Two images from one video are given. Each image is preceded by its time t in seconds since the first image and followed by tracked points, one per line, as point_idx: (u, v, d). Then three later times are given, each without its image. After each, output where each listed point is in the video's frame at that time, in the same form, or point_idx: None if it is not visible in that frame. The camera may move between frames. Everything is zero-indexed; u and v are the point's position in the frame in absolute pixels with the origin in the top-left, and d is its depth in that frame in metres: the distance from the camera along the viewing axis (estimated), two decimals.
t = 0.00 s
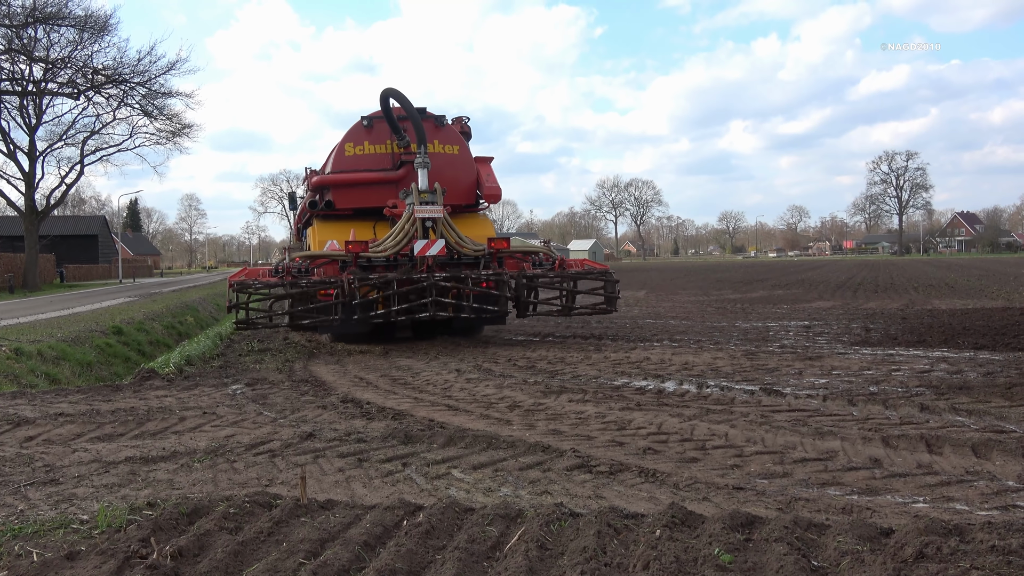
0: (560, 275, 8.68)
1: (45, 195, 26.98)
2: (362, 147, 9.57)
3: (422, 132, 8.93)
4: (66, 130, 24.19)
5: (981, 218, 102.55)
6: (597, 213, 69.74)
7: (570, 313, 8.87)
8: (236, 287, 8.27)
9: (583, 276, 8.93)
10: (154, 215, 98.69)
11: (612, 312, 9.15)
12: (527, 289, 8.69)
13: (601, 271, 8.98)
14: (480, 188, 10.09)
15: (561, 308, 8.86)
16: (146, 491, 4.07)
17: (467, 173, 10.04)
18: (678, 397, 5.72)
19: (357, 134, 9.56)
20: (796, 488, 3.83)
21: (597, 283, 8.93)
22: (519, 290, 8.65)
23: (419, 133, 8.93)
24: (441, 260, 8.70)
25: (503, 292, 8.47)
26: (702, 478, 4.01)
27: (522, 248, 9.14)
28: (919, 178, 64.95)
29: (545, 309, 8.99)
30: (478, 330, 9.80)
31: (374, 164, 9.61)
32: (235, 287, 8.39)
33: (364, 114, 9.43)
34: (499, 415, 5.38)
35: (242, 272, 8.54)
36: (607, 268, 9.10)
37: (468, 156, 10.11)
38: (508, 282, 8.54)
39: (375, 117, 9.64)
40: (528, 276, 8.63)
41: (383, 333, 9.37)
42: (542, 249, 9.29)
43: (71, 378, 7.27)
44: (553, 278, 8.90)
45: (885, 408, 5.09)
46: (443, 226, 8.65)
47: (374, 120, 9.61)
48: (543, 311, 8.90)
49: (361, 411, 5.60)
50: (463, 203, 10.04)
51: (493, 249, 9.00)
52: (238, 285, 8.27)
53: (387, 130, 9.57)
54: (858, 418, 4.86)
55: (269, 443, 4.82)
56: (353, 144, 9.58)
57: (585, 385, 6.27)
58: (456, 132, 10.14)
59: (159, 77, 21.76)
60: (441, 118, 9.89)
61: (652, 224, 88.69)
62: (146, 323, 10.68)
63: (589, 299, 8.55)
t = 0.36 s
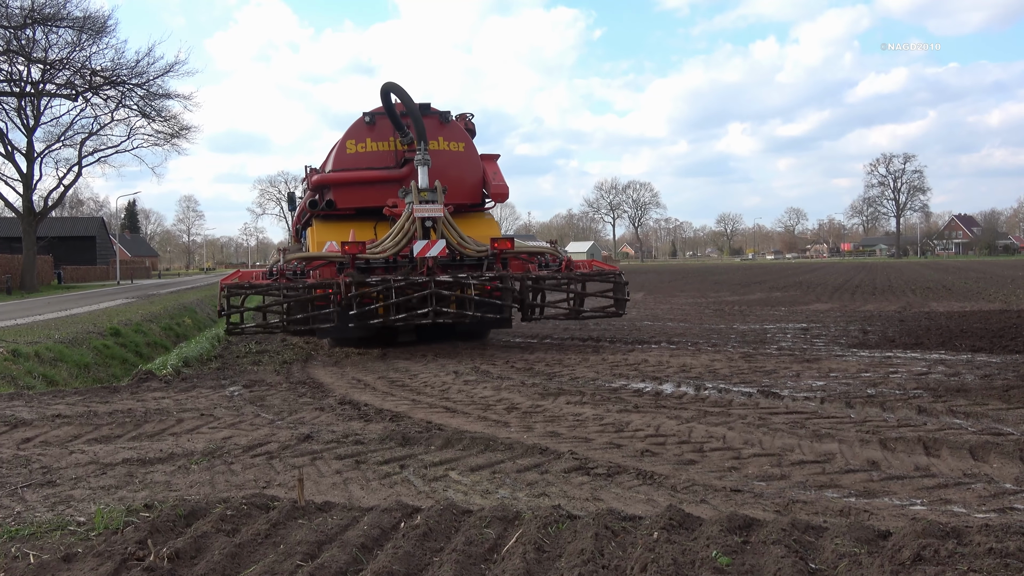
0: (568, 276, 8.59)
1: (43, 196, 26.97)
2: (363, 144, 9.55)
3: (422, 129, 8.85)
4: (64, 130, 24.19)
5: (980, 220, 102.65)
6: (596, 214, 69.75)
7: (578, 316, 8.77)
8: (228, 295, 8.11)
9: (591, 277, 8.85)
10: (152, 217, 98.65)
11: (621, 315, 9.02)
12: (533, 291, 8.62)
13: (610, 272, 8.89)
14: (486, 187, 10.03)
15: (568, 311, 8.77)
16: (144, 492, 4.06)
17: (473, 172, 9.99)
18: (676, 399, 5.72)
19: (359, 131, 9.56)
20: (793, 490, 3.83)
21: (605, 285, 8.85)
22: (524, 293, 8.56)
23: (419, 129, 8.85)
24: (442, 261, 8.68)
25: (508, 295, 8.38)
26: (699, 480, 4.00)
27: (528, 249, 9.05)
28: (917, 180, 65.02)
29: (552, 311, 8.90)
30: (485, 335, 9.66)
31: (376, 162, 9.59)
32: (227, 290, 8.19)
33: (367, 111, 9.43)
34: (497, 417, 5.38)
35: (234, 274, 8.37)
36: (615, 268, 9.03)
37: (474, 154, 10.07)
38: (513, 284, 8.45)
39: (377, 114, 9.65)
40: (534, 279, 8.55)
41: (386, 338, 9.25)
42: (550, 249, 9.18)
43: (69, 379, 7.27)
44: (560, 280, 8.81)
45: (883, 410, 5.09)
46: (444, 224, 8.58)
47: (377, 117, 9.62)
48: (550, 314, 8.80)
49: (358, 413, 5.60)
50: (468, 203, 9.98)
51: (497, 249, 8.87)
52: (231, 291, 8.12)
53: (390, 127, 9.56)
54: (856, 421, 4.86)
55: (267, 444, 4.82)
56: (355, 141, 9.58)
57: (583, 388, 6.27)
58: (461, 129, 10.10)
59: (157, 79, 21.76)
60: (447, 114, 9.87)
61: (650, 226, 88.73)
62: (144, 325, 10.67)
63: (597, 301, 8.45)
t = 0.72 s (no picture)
0: (574, 278, 8.49)
1: (41, 197, 26.95)
2: (364, 140, 9.55)
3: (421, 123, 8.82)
4: (62, 132, 24.17)
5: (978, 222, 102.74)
6: (595, 216, 69.76)
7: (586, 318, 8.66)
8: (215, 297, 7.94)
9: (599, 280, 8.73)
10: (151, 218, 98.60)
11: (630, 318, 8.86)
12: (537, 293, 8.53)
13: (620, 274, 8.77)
14: (492, 184, 9.98)
15: (575, 313, 8.67)
16: (141, 494, 4.06)
17: (478, 170, 9.95)
18: (674, 400, 5.72)
19: (359, 128, 9.58)
20: (791, 491, 3.83)
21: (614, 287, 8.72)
22: (529, 295, 8.48)
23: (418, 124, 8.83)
24: (445, 262, 8.64)
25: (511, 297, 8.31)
26: (697, 481, 4.00)
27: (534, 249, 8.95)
28: (915, 182, 65.10)
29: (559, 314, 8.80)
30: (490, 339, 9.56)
31: (376, 159, 9.58)
32: (217, 292, 8.02)
33: (367, 107, 9.45)
34: (494, 419, 5.37)
35: (225, 276, 8.28)
36: (626, 271, 8.90)
37: (479, 151, 10.02)
38: (517, 286, 8.38)
39: (378, 111, 9.67)
40: (539, 281, 8.46)
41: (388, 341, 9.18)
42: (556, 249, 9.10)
43: (66, 381, 7.25)
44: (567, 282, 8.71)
45: (881, 411, 5.09)
46: (444, 224, 8.51)
47: (378, 113, 9.64)
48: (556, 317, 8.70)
49: (356, 415, 5.59)
50: (473, 201, 9.94)
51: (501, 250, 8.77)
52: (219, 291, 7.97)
53: (391, 124, 9.58)
54: (854, 421, 4.86)
55: (264, 446, 4.82)
56: (355, 138, 9.58)
57: (581, 389, 6.26)
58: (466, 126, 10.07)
59: (155, 80, 21.76)
60: (450, 110, 9.85)
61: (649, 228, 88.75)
62: (142, 326, 10.66)
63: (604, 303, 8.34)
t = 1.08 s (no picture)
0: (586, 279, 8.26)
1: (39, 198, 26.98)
2: (365, 135, 9.27)
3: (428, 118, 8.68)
4: (60, 134, 24.19)
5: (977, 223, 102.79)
6: (594, 217, 69.77)
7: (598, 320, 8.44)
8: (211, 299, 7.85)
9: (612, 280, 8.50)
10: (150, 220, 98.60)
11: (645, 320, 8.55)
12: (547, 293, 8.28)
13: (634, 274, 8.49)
14: (499, 181, 9.85)
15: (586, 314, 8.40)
16: (139, 496, 4.05)
17: (485, 167, 9.82)
18: (672, 400, 5.72)
19: (361, 122, 9.28)
20: (789, 492, 3.83)
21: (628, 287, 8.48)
22: (539, 296, 8.26)
23: (425, 119, 8.69)
24: (452, 262, 8.53)
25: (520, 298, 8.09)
26: (696, 482, 4.00)
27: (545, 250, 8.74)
28: (914, 183, 65.18)
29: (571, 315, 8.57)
30: (499, 341, 9.35)
31: (378, 155, 9.29)
32: (214, 294, 7.94)
33: (369, 101, 9.15)
34: (493, 420, 5.37)
35: (220, 276, 8.19)
36: (640, 271, 8.66)
37: (485, 147, 9.89)
38: (526, 287, 8.15)
39: (381, 104, 9.37)
40: (548, 282, 8.25)
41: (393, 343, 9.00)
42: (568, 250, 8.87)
43: (65, 382, 7.25)
44: (579, 283, 8.49)
45: (879, 412, 5.09)
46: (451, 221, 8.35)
47: (380, 107, 9.34)
48: (567, 318, 8.48)
49: (355, 416, 5.59)
50: (479, 198, 9.79)
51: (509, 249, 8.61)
52: (215, 293, 7.90)
53: (394, 118, 9.29)
54: (852, 422, 4.86)
55: (263, 447, 4.81)
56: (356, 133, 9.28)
57: (579, 390, 6.26)
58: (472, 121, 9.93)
59: (153, 81, 21.77)
60: (456, 104, 9.67)
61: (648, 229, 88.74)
62: (140, 328, 10.66)
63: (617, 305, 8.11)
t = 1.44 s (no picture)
0: (605, 279, 7.88)
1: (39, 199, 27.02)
2: (368, 130, 8.89)
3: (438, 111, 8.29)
4: (59, 135, 24.20)
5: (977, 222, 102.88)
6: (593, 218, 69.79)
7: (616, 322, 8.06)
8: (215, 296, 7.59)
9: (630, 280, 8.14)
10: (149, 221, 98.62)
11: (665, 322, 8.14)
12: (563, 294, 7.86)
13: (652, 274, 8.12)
14: (507, 179, 9.52)
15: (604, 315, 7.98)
16: (138, 496, 4.05)
17: (492, 164, 9.51)
18: (672, 401, 5.72)
19: (362, 117, 8.89)
20: (789, 492, 3.83)
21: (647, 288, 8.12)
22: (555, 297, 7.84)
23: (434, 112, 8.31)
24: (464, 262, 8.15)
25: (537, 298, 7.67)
26: (695, 482, 4.00)
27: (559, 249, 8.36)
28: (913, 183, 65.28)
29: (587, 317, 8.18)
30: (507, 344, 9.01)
31: (381, 150, 8.92)
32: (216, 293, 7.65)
33: (372, 94, 8.78)
34: (493, 420, 5.37)
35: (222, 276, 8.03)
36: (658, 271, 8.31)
37: (492, 142, 9.59)
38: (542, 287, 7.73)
39: (383, 98, 8.99)
40: (564, 282, 7.86)
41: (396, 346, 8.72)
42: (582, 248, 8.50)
43: (64, 383, 7.26)
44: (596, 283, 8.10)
45: (879, 412, 5.09)
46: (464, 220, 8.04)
47: (383, 101, 8.96)
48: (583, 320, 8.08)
49: (354, 416, 5.58)
50: (486, 196, 9.45)
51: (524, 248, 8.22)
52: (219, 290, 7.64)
53: (398, 112, 8.94)
54: (851, 422, 4.86)
55: (262, 448, 4.81)
56: (358, 127, 8.90)
57: (579, 390, 6.25)
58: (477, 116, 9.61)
59: (152, 82, 21.77)
60: (461, 99, 9.38)
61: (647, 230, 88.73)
62: (139, 328, 10.67)
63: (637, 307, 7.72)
